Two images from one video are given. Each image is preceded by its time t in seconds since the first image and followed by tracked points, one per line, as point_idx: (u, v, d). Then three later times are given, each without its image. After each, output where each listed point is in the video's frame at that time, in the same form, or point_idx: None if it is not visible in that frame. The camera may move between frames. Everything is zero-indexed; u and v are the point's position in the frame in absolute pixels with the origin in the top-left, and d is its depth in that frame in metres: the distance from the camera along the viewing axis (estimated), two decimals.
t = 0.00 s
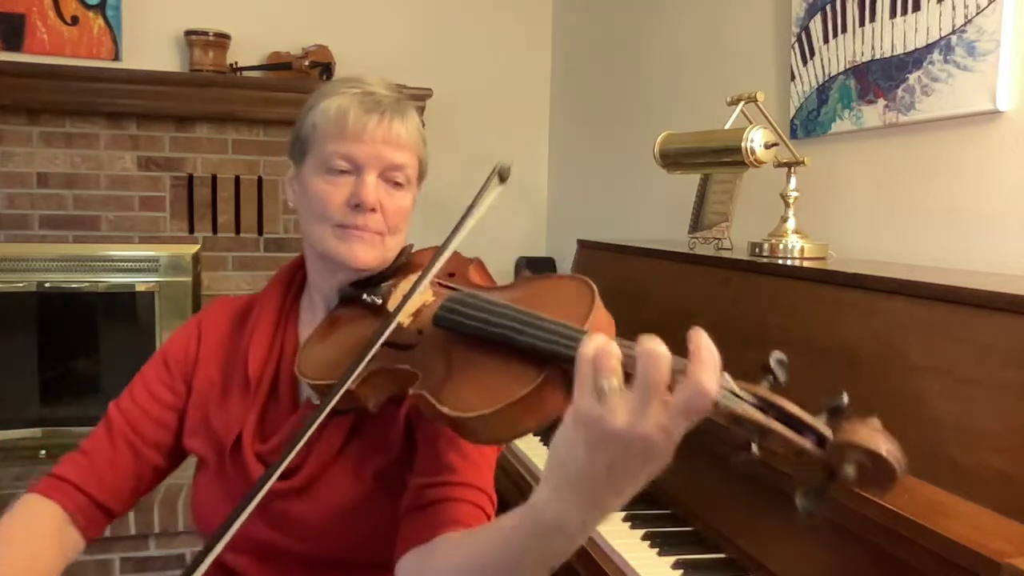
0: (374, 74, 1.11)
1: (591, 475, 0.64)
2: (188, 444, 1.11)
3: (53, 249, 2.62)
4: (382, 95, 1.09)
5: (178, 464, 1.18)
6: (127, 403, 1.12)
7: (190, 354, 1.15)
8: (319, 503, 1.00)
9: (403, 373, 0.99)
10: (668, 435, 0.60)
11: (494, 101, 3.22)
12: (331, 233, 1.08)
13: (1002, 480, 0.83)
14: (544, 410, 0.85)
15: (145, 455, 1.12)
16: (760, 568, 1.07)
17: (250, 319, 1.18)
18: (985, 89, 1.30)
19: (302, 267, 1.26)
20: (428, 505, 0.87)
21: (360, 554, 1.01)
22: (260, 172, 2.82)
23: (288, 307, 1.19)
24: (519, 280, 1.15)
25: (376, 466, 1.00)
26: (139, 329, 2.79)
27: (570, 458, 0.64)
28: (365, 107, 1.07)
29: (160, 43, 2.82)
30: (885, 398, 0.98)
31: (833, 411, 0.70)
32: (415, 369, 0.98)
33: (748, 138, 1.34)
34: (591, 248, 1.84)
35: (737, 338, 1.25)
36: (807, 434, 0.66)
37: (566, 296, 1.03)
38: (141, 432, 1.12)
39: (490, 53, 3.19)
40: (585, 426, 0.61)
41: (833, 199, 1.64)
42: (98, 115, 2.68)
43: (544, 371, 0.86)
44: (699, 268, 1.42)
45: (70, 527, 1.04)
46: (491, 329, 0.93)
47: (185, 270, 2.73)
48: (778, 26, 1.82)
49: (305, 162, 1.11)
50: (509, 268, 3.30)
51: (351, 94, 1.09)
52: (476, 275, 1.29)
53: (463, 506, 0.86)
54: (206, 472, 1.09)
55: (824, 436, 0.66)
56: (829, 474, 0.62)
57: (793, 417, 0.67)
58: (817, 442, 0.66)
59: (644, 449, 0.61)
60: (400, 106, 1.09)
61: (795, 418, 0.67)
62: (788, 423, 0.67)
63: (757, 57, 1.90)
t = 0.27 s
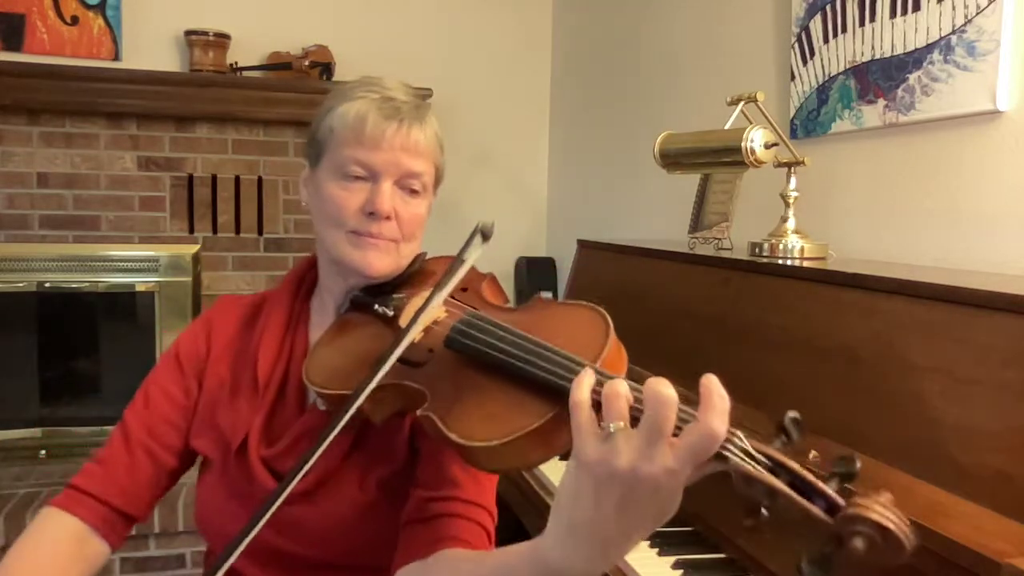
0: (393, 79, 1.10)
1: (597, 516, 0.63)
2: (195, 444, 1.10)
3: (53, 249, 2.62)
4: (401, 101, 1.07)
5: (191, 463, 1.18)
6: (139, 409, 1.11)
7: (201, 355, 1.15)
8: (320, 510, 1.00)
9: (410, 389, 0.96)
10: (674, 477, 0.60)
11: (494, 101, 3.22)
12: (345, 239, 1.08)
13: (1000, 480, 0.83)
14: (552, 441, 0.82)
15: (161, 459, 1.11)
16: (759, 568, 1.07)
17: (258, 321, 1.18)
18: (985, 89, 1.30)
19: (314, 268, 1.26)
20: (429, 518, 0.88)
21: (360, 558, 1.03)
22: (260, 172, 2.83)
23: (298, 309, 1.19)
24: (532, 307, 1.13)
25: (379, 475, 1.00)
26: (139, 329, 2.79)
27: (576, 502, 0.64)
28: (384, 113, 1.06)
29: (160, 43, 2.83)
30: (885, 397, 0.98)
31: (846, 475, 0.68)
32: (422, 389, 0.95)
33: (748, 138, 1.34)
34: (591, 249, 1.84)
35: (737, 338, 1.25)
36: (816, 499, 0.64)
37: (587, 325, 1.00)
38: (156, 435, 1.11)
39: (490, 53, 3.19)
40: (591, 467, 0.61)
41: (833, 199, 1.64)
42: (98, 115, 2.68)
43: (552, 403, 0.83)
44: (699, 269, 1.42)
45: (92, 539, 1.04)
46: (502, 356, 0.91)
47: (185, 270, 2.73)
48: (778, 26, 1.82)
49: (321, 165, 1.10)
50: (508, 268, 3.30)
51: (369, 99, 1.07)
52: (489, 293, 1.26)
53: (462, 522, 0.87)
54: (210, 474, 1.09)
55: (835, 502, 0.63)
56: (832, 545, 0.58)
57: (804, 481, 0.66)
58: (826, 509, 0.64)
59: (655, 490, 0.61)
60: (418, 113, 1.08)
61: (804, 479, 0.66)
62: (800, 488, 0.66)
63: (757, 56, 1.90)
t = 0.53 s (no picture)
0: (420, 77, 1.10)
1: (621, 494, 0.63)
2: (203, 432, 1.10)
3: (54, 248, 2.62)
4: (427, 99, 1.08)
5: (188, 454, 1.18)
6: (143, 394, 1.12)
7: (210, 344, 1.15)
8: (327, 503, 1.01)
9: (426, 378, 0.96)
10: (707, 457, 0.59)
11: (494, 101, 3.22)
12: (365, 232, 1.08)
13: (1001, 480, 0.83)
14: (574, 431, 0.83)
15: (164, 446, 1.11)
16: (759, 567, 1.07)
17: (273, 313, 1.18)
18: (985, 89, 1.30)
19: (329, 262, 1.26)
20: (431, 508, 0.86)
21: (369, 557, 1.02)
22: (260, 172, 2.83)
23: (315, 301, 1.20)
24: (553, 302, 1.14)
25: (386, 472, 0.99)
26: (139, 329, 2.79)
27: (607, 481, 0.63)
28: (410, 110, 1.06)
29: (160, 43, 2.82)
30: (886, 397, 0.98)
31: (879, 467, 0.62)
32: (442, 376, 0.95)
33: (748, 138, 1.34)
34: (592, 249, 1.84)
35: (738, 337, 1.25)
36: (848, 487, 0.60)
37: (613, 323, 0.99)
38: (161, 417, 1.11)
39: (490, 53, 3.19)
40: (624, 443, 0.61)
41: (833, 199, 1.64)
42: (98, 115, 2.68)
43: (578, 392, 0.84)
44: (699, 268, 1.42)
45: (80, 517, 1.03)
46: (524, 345, 0.91)
47: (185, 270, 2.73)
48: (778, 26, 1.82)
49: (345, 158, 1.11)
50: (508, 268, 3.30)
51: (396, 95, 1.08)
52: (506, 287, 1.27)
53: (466, 514, 0.85)
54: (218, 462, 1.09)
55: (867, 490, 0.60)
56: (870, 532, 0.58)
57: (836, 466, 0.61)
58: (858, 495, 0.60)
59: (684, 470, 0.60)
60: (444, 111, 1.08)
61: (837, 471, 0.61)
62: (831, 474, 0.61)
63: (757, 56, 1.91)
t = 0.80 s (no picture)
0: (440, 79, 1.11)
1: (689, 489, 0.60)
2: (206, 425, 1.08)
3: (54, 248, 2.62)
4: (449, 100, 1.08)
5: (179, 438, 1.17)
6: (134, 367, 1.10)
7: (214, 334, 1.14)
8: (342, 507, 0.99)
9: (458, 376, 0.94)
10: (775, 443, 0.58)
11: (494, 101, 3.22)
12: (386, 229, 1.07)
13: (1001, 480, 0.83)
14: (622, 424, 0.85)
15: (150, 427, 1.09)
16: (760, 567, 1.07)
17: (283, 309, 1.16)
18: (985, 89, 1.30)
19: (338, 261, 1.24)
20: (463, 509, 0.84)
21: (384, 560, 1.01)
22: (260, 173, 2.83)
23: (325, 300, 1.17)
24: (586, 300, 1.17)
25: (404, 476, 0.97)
26: (139, 329, 2.79)
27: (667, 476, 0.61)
28: (435, 109, 1.07)
29: (160, 43, 2.82)
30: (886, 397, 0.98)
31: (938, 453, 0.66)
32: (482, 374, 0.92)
33: (748, 138, 1.34)
34: (592, 249, 1.84)
35: (738, 337, 1.25)
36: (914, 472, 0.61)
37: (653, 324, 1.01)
38: (155, 402, 1.10)
39: (490, 53, 3.19)
40: (691, 430, 0.59)
41: (833, 199, 1.64)
42: (98, 115, 2.68)
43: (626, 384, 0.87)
44: (699, 268, 1.42)
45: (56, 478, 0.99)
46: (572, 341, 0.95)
47: (185, 270, 2.72)
48: (778, 26, 1.82)
49: (365, 155, 1.09)
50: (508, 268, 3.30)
51: (419, 94, 1.08)
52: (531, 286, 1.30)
53: (499, 514, 0.83)
54: (229, 461, 1.07)
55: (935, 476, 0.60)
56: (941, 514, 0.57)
57: (900, 453, 0.63)
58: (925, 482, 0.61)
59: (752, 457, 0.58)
60: (465, 113, 1.09)
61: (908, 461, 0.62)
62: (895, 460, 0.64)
63: (757, 56, 1.90)
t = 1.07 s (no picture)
0: (437, 79, 1.08)
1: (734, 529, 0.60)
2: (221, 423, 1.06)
3: (55, 249, 2.62)
4: (449, 100, 1.07)
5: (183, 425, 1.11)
6: (151, 342, 1.03)
7: (225, 325, 1.08)
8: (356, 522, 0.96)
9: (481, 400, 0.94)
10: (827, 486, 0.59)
11: (494, 101, 3.22)
12: (391, 239, 1.05)
13: (1001, 481, 0.83)
14: (652, 454, 0.82)
15: (161, 415, 1.03)
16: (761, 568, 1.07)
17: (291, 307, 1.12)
18: (985, 89, 1.30)
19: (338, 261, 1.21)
20: (490, 528, 0.87)
21: None
22: (260, 173, 2.83)
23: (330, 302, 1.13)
24: (604, 312, 1.13)
25: (421, 492, 0.97)
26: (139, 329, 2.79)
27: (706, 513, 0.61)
28: (437, 112, 1.05)
29: (160, 42, 2.82)
30: (885, 397, 0.98)
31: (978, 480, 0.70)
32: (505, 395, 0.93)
33: (748, 138, 1.34)
34: (592, 248, 1.84)
35: (738, 338, 1.25)
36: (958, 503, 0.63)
37: (671, 337, 0.99)
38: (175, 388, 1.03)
39: (490, 53, 3.19)
40: (744, 474, 0.59)
41: (834, 200, 1.64)
42: (98, 115, 2.68)
43: (665, 411, 0.84)
44: (700, 269, 1.42)
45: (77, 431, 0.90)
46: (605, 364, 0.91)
47: (185, 270, 2.72)
48: (778, 26, 1.83)
49: (364, 163, 1.07)
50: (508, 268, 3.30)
51: (418, 96, 1.06)
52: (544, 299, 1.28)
53: (527, 533, 0.86)
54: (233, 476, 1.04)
55: (977, 507, 0.62)
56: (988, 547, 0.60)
57: (943, 484, 0.64)
58: (968, 512, 0.63)
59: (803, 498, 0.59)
60: (465, 113, 1.08)
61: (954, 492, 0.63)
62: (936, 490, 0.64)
63: (757, 56, 1.91)
